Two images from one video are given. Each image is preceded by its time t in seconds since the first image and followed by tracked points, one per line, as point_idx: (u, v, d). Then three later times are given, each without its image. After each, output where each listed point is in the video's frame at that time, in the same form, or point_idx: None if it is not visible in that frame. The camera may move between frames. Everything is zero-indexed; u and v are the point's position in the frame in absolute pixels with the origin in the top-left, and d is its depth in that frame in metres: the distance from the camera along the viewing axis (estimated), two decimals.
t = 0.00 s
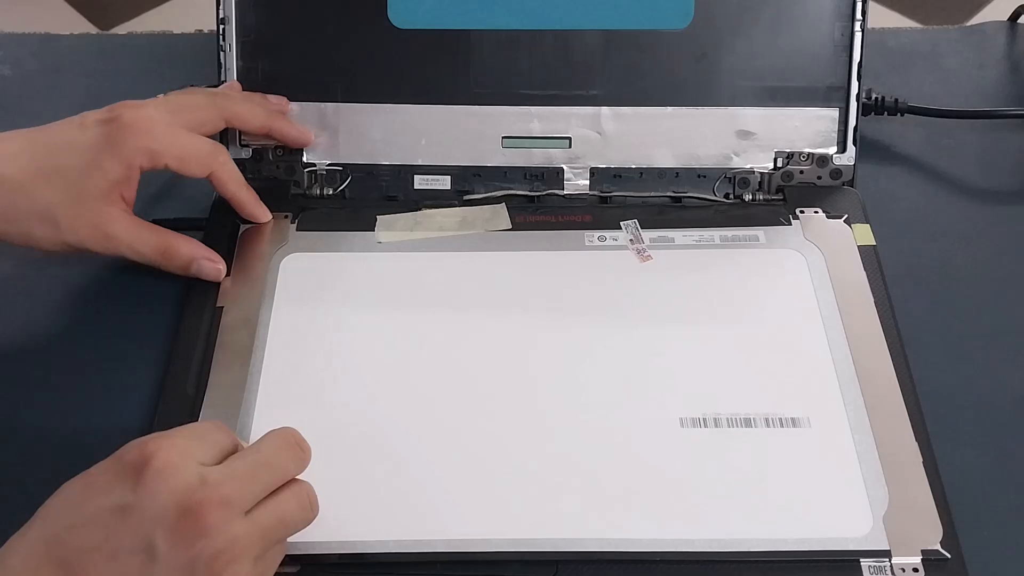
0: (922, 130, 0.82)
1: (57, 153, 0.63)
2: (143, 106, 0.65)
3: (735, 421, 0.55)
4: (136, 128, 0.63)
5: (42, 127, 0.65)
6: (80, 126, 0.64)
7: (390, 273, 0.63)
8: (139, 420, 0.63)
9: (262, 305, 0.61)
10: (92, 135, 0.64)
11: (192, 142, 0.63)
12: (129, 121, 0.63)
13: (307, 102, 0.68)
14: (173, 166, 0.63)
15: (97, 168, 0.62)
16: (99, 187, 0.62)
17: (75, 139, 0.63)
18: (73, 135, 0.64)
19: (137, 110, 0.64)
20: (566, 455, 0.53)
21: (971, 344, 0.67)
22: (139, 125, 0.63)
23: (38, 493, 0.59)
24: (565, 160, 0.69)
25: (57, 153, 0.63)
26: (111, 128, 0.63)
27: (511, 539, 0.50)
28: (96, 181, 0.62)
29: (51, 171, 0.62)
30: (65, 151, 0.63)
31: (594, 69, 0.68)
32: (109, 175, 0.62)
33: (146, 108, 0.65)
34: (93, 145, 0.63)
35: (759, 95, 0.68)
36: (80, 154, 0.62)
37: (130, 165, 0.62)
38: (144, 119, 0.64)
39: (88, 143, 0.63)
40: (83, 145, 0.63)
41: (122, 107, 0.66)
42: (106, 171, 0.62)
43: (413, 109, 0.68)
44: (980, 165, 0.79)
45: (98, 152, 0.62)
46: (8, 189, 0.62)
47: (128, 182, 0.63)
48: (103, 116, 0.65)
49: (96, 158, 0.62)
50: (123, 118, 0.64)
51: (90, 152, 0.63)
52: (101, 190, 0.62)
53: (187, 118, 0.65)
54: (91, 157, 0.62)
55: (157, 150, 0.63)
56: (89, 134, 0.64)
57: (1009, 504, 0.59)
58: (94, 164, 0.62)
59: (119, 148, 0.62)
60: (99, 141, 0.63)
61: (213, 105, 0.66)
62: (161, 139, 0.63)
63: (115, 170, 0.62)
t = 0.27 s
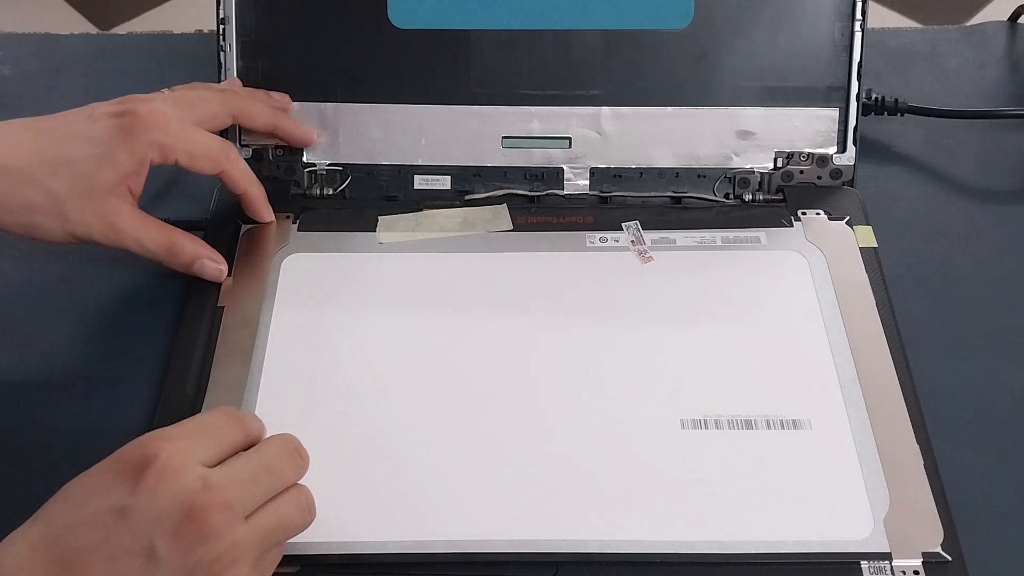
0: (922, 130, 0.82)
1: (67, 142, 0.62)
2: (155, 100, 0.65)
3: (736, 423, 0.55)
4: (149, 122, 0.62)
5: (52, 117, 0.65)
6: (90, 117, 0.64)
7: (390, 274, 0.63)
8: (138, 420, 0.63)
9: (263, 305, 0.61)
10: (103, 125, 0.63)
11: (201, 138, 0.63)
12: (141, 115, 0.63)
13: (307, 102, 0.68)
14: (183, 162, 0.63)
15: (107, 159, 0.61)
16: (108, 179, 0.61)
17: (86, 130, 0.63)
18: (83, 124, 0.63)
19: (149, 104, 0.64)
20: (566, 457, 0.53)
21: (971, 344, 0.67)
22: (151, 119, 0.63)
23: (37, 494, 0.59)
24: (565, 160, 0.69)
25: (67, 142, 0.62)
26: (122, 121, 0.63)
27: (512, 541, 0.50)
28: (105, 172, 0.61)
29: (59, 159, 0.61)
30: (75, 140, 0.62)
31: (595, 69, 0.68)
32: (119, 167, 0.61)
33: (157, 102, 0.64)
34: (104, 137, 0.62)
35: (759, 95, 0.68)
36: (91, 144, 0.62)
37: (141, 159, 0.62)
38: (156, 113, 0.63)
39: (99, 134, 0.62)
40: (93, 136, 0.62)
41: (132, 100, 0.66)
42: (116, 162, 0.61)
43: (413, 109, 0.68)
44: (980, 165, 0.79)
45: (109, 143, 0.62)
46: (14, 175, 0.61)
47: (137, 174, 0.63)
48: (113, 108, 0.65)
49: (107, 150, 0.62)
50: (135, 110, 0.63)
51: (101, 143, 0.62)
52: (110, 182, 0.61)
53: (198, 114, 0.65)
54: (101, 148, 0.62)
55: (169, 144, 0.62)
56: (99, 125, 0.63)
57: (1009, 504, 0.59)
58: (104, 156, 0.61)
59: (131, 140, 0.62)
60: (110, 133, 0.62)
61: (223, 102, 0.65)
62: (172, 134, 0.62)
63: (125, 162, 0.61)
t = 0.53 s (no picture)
0: (922, 130, 0.82)
1: (70, 143, 0.62)
2: (157, 102, 0.65)
3: (740, 424, 0.55)
4: (151, 123, 0.63)
5: (55, 119, 0.65)
6: (93, 119, 0.64)
7: (391, 276, 0.63)
8: (139, 422, 0.63)
9: (264, 308, 0.61)
10: (105, 127, 0.63)
11: (202, 138, 0.63)
12: (144, 117, 0.63)
13: (307, 102, 0.68)
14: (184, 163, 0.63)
15: (109, 159, 0.61)
16: (110, 178, 0.61)
17: (89, 131, 0.63)
18: (86, 127, 0.64)
19: (152, 106, 0.64)
20: (568, 458, 0.53)
21: (971, 344, 0.67)
22: (154, 121, 0.63)
23: (38, 495, 0.59)
24: (565, 160, 0.69)
25: (70, 143, 0.62)
26: (125, 122, 0.63)
27: (514, 543, 0.51)
28: (107, 172, 0.61)
29: (61, 160, 0.61)
30: (77, 142, 0.62)
31: (595, 69, 0.68)
32: (121, 167, 0.61)
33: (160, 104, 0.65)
34: (106, 137, 0.62)
35: (759, 95, 0.68)
36: (93, 144, 0.62)
37: (142, 160, 0.62)
38: (158, 115, 0.63)
39: (101, 135, 0.63)
40: (96, 137, 0.63)
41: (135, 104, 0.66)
42: (118, 162, 0.61)
43: (413, 110, 0.68)
44: (979, 165, 0.79)
45: (111, 144, 0.62)
46: (16, 175, 0.61)
47: (139, 175, 0.63)
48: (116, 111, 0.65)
49: (109, 150, 0.62)
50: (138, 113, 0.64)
51: (103, 143, 0.62)
52: (111, 181, 0.61)
53: (199, 114, 0.65)
54: (104, 148, 0.62)
55: (170, 145, 0.62)
56: (102, 126, 0.63)
57: (1009, 505, 0.59)
58: (106, 156, 0.61)
59: (133, 141, 0.62)
60: (112, 134, 0.63)
61: (224, 102, 0.65)
62: (174, 135, 0.62)
63: (127, 162, 0.62)
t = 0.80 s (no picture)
0: (922, 130, 0.82)
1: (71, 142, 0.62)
2: (158, 101, 0.65)
3: (741, 424, 0.55)
4: (153, 122, 0.63)
5: (56, 118, 0.65)
6: (95, 118, 0.64)
7: (390, 276, 0.63)
8: (138, 422, 0.63)
9: (263, 308, 0.61)
10: (107, 126, 0.63)
11: (203, 138, 0.63)
12: (146, 116, 0.63)
13: (307, 102, 0.68)
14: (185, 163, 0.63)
15: (111, 158, 0.61)
16: (111, 177, 0.61)
17: (90, 130, 0.63)
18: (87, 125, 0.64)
19: (153, 104, 0.64)
20: (568, 459, 0.53)
21: (972, 345, 0.67)
22: (155, 120, 0.63)
23: (39, 495, 0.59)
24: (565, 160, 0.69)
25: (71, 142, 0.62)
26: (127, 122, 0.63)
27: (514, 543, 0.51)
28: (108, 171, 0.61)
29: (63, 159, 0.61)
30: (78, 140, 0.62)
31: (595, 69, 0.68)
32: (123, 166, 0.61)
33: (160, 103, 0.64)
34: (108, 137, 0.62)
35: (759, 95, 0.68)
36: (95, 143, 0.62)
37: (144, 159, 0.62)
38: (160, 114, 0.63)
39: (103, 134, 0.63)
40: (97, 136, 0.63)
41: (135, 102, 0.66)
42: (119, 161, 0.61)
43: (413, 110, 0.68)
44: (980, 165, 0.79)
45: (113, 143, 0.62)
46: (17, 174, 0.61)
47: (140, 175, 0.63)
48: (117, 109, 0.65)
49: (110, 149, 0.62)
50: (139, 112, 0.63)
51: (105, 143, 0.62)
52: (112, 180, 0.61)
53: (199, 112, 0.64)
54: (106, 148, 0.62)
55: (171, 145, 0.62)
56: (103, 125, 0.63)
57: (1009, 505, 0.59)
58: (108, 155, 0.61)
59: (134, 141, 0.62)
60: (114, 133, 0.63)
61: (225, 102, 0.65)
62: (175, 134, 0.62)
63: (128, 162, 0.62)
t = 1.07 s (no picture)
0: (922, 130, 0.82)
1: (75, 132, 0.60)
2: (164, 97, 0.64)
3: (741, 424, 0.55)
4: (161, 118, 0.62)
5: (54, 110, 0.62)
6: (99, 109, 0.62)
7: (391, 277, 0.63)
8: (138, 422, 0.63)
9: (264, 308, 0.61)
10: (113, 118, 0.62)
11: (211, 136, 0.63)
12: (154, 111, 0.62)
13: (307, 102, 0.68)
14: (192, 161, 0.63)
15: (120, 153, 0.60)
16: (120, 173, 0.60)
17: (95, 121, 0.61)
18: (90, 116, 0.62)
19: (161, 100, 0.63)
20: (568, 459, 0.53)
21: (973, 345, 0.67)
22: (164, 116, 0.62)
23: (39, 495, 0.59)
24: (565, 160, 0.69)
25: (76, 132, 0.60)
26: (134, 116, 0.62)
27: (514, 544, 0.51)
28: (116, 166, 0.60)
29: (71, 151, 0.59)
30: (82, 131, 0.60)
31: (595, 69, 0.68)
32: (131, 162, 0.60)
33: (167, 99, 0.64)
34: (116, 130, 0.61)
35: (759, 95, 0.68)
36: (101, 136, 0.60)
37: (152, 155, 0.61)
38: (168, 110, 0.63)
39: (109, 127, 0.61)
40: (104, 128, 0.61)
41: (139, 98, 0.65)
42: (129, 156, 0.60)
43: (413, 110, 0.68)
44: (980, 165, 0.79)
45: (122, 138, 0.61)
46: (20, 163, 0.58)
47: (144, 170, 0.62)
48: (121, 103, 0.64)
49: (118, 143, 0.60)
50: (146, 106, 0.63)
51: (112, 136, 0.61)
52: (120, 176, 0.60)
53: (205, 110, 0.64)
54: (113, 141, 0.61)
55: (180, 141, 0.62)
56: (110, 118, 0.62)
57: (1009, 505, 0.59)
58: (116, 150, 0.60)
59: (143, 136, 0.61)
60: (122, 127, 0.61)
61: (232, 101, 0.65)
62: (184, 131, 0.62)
63: (137, 157, 0.61)
